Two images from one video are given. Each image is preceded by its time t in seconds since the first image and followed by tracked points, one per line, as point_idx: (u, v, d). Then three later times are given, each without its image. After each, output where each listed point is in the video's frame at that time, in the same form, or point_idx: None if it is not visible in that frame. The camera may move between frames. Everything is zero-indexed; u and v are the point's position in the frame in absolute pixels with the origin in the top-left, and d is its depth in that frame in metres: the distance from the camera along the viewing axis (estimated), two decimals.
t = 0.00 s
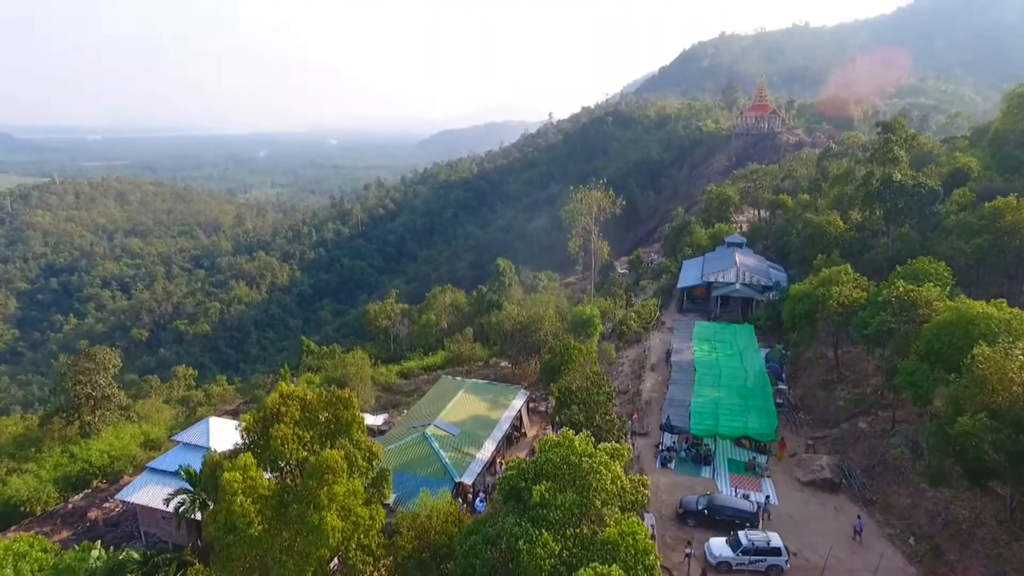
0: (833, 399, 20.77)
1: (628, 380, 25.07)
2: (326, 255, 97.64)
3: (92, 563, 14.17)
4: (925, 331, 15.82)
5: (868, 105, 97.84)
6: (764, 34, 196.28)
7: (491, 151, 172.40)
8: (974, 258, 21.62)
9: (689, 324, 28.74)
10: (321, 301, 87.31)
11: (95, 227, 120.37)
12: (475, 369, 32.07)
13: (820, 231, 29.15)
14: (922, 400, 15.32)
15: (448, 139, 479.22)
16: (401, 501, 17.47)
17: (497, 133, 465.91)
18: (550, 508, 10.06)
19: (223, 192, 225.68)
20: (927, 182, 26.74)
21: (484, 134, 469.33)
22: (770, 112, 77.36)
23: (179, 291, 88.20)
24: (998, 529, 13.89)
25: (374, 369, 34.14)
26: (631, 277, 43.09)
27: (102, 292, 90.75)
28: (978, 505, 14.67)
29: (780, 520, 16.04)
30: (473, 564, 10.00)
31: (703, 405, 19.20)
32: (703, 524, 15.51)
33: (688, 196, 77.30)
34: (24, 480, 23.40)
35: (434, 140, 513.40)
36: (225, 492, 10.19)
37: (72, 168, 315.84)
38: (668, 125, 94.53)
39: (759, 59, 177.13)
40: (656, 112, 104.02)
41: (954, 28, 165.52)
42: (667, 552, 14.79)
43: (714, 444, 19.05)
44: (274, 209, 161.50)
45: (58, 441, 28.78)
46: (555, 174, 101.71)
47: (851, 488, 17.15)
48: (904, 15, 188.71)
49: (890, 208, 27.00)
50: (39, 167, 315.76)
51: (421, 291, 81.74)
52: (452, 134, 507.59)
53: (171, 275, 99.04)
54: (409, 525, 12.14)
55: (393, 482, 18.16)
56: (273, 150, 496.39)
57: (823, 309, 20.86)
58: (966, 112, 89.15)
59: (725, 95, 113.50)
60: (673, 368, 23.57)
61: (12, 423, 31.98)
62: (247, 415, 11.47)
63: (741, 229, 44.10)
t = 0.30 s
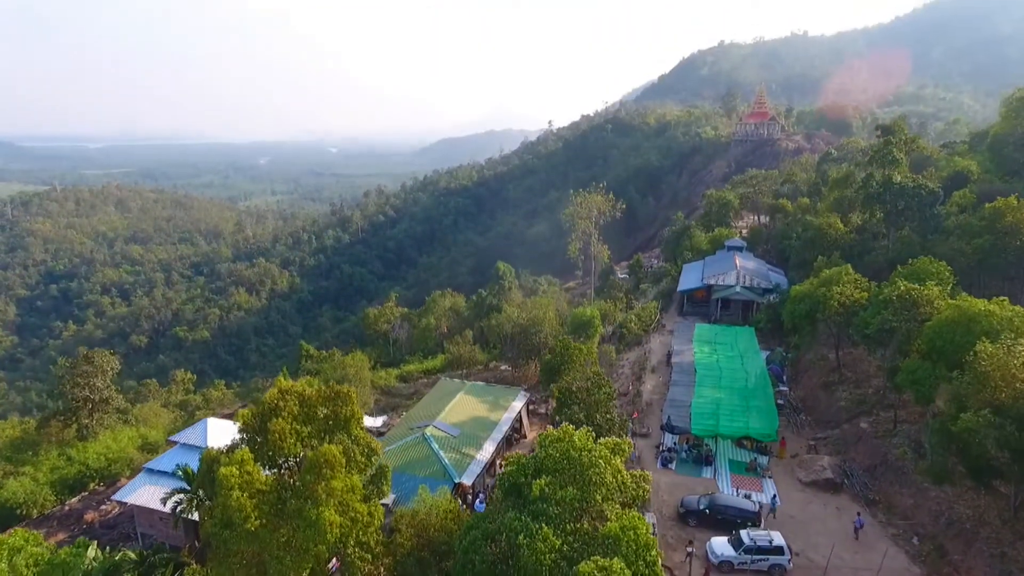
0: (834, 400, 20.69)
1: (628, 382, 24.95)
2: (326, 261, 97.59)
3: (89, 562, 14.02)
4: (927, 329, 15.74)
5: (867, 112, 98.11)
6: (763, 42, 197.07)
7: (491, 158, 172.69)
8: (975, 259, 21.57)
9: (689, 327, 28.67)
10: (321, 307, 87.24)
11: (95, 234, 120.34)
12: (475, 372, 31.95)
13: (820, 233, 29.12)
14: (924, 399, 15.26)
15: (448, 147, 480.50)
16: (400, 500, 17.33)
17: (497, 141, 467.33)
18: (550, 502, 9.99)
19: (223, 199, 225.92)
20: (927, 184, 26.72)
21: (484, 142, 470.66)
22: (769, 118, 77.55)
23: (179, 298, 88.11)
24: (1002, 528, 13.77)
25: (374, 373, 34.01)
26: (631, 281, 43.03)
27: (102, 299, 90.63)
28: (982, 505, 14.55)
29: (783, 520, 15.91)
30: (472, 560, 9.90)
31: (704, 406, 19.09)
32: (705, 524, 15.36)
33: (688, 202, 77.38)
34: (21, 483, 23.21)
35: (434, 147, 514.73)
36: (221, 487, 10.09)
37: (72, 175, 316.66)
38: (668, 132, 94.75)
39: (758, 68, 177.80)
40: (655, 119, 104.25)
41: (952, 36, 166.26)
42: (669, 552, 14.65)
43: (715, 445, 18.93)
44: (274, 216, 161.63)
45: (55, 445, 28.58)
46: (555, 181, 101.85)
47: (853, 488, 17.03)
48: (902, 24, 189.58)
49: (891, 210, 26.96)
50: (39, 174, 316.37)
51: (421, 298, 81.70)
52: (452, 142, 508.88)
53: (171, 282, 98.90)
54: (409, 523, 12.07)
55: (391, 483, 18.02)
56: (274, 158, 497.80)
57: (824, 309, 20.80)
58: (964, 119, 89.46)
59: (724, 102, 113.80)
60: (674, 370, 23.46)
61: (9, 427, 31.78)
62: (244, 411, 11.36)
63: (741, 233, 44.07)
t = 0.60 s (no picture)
0: (835, 400, 20.60)
1: (629, 384, 24.86)
2: (326, 268, 97.55)
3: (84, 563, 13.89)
4: (929, 327, 15.68)
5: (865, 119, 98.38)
6: (761, 51, 197.89)
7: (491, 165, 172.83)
8: (975, 259, 21.54)
9: (689, 329, 28.62)
10: (320, 314, 87.18)
11: (94, 241, 120.27)
12: (475, 376, 31.82)
13: (820, 236, 29.12)
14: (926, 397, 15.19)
15: (448, 155, 481.63)
16: (399, 500, 17.20)
17: (496, 149, 468.33)
18: (551, 496, 9.91)
19: (223, 207, 226.04)
20: (927, 186, 26.72)
21: (483, 150, 471.62)
22: (768, 125, 77.66)
23: (178, 305, 88.01)
24: (1007, 528, 13.64)
25: (373, 376, 33.88)
26: (631, 285, 42.92)
27: (101, 306, 90.49)
28: (986, 504, 14.43)
29: (784, 520, 15.79)
30: (473, 556, 9.76)
31: (705, 406, 18.98)
32: (707, 523, 15.25)
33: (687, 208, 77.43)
34: (18, 485, 23.02)
35: (434, 155, 515.83)
36: (218, 482, 9.99)
37: (73, 184, 316.72)
38: (667, 139, 94.92)
39: (757, 76, 178.51)
40: (655, 125, 104.53)
41: (949, 43, 166.95)
42: (671, 551, 14.51)
43: (716, 446, 18.84)
44: (274, 223, 161.58)
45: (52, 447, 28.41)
46: (555, 189, 101.98)
47: (855, 488, 16.92)
48: (900, 32, 190.53)
49: (890, 212, 26.96)
50: (39, 183, 316.76)
51: (421, 305, 81.63)
52: (452, 150, 509.96)
53: (170, 288, 98.79)
54: (408, 520, 11.97)
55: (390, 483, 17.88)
56: (273, 166, 498.46)
57: (825, 309, 20.74)
58: (962, 125, 89.70)
59: (723, 109, 114.12)
60: (674, 371, 23.39)
61: (6, 431, 31.59)
62: (242, 405, 11.27)
63: (741, 237, 44.02)
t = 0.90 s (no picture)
0: (836, 401, 20.52)
1: (629, 386, 24.76)
2: (325, 275, 97.42)
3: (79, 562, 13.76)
4: (930, 325, 15.64)
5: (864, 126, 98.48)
6: (760, 60, 198.93)
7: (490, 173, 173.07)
8: (975, 260, 21.51)
9: (689, 332, 28.56)
10: (320, 321, 87.05)
11: (94, 249, 120.19)
12: (475, 379, 31.70)
13: (820, 239, 29.13)
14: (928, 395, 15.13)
15: (448, 163, 482.86)
16: (398, 499, 17.07)
17: (496, 158, 469.26)
18: (551, 491, 9.82)
19: (223, 215, 226.19)
20: (927, 188, 26.76)
21: (483, 159, 472.55)
22: (767, 132, 77.80)
23: (178, 312, 87.84)
24: (1011, 526, 13.52)
25: (373, 380, 33.74)
26: (631, 290, 42.88)
27: (100, 313, 90.34)
28: (989, 502, 14.31)
29: (786, 519, 15.69)
30: (472, 552, 9.66)
31: (706, 407, 18.90)
32: (707, 523, 15.14)
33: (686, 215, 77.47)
34: (14, 488, 22.83)
35: (434, 164, 516.58)
36: (215, 476, 9.92)
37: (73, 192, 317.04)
38: (666, 146, 95.12)
39: (756, 85, 179.32)
40: (654, 133, 104.73)
41: (947, 52, 167.51)
42: (671, 551, 14.40)
43: (717, 447, 18.74)
44: (274, 231, 161.58)
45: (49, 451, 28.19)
46: (554, 196, 102.12)
47: (857, 488, 16.82)
48: (897, 42, 191.70)
49: (890, 214, 26.98)
50: (39, 190, 316.83)
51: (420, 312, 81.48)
52: (451, 158, 510.68)
53: (169, 296, 98.64)
54: (407, 517, 11.84)
55: (389, 483, 17.73)
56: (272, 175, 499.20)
57: (826, 309, 20.70)
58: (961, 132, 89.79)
59: (722, 117, 114.46)
60: (674, 373, 23.32)
61: (3, 436, 31.41)
62: (240, 400, 11.22)
63: (741, 241, 44.03)
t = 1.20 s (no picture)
0: (838, 404, 20.42)
1: (630, 390, 24.65)
2: (325, 283, 97.29)
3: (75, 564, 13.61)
4: (931, 325, 15.58)
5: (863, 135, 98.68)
6: (758, 70, 199.92)
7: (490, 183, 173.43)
8: (975, 262, 21.47)
9: (690, 336, 28.48)
10: (319, 330, 86.95)
11: (94, 257, 120.15)
12: (474, 384, 31.57)
13: (820, 243, 29.13)
14: (929, 395, 15.10)
15: (448, 173, 484.02)
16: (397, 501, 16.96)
17: (496, 167, 470.44)
18: (551, 487, 9.73)
19: (224, 224, 226.46)
20: (926, 191, 26.78)
21: (482, 168, 473.74)
22: (765, 140, 78.02)
23: (177, 320, 87.69)
24: (1015, 526, 13.39)
25: (372, 386, 33.59)
26: (631, 296, 42.83)
27: (99, 321, 90.15)
28: (993, 503, 14.15)
29: (788, 521, 15.58)
30: (472, 549, 9.55)
31: (707, 410, 18.79)
32: (709, 525, 15.02)
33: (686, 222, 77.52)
34: (10, 493, 22.61)
35: (434, 174, 517.67)
36: (213, 472, 9.84)
37: (74, 201, 317.47)
38: (665, 155, 95.32)
39: (755, 95, 180.09)
40: (653, 141, 105.04)
41: (945, 62, 168.20)
42: (673, 553, 14.26)
43: (719, 450, 18.61)
44: (274, 240, 161.65)
45: (46, 456, 27.96)
46: (554, 204, 102.27)
47: (859, 490, 16.70)
48: (894, 53, 192.80)
49: (890, 218, 27.01)
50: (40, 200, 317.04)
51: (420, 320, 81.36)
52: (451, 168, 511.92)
53: (169, 304, 98.46)
54: (406, 516, 11.72)
55: (389, 484, 17.62)
56: (273, 184, 500.95)
57: (826, 312, 20.65)
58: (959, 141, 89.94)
59: (721, 127, 114.81)
60: (675, 376, 23.21)
61: None
62: (238, 397, 11.14)
63: (740, 247, 44.03)
